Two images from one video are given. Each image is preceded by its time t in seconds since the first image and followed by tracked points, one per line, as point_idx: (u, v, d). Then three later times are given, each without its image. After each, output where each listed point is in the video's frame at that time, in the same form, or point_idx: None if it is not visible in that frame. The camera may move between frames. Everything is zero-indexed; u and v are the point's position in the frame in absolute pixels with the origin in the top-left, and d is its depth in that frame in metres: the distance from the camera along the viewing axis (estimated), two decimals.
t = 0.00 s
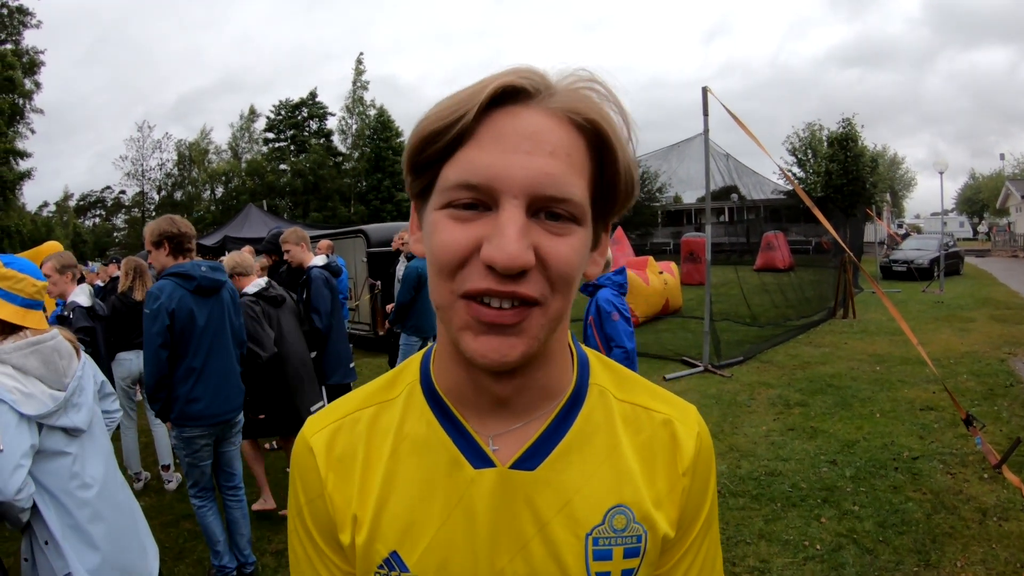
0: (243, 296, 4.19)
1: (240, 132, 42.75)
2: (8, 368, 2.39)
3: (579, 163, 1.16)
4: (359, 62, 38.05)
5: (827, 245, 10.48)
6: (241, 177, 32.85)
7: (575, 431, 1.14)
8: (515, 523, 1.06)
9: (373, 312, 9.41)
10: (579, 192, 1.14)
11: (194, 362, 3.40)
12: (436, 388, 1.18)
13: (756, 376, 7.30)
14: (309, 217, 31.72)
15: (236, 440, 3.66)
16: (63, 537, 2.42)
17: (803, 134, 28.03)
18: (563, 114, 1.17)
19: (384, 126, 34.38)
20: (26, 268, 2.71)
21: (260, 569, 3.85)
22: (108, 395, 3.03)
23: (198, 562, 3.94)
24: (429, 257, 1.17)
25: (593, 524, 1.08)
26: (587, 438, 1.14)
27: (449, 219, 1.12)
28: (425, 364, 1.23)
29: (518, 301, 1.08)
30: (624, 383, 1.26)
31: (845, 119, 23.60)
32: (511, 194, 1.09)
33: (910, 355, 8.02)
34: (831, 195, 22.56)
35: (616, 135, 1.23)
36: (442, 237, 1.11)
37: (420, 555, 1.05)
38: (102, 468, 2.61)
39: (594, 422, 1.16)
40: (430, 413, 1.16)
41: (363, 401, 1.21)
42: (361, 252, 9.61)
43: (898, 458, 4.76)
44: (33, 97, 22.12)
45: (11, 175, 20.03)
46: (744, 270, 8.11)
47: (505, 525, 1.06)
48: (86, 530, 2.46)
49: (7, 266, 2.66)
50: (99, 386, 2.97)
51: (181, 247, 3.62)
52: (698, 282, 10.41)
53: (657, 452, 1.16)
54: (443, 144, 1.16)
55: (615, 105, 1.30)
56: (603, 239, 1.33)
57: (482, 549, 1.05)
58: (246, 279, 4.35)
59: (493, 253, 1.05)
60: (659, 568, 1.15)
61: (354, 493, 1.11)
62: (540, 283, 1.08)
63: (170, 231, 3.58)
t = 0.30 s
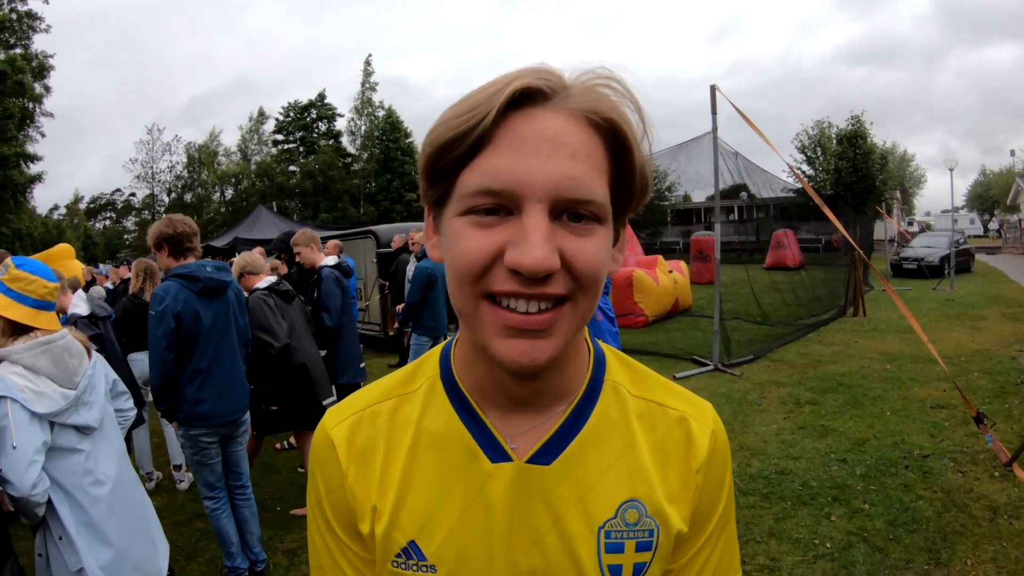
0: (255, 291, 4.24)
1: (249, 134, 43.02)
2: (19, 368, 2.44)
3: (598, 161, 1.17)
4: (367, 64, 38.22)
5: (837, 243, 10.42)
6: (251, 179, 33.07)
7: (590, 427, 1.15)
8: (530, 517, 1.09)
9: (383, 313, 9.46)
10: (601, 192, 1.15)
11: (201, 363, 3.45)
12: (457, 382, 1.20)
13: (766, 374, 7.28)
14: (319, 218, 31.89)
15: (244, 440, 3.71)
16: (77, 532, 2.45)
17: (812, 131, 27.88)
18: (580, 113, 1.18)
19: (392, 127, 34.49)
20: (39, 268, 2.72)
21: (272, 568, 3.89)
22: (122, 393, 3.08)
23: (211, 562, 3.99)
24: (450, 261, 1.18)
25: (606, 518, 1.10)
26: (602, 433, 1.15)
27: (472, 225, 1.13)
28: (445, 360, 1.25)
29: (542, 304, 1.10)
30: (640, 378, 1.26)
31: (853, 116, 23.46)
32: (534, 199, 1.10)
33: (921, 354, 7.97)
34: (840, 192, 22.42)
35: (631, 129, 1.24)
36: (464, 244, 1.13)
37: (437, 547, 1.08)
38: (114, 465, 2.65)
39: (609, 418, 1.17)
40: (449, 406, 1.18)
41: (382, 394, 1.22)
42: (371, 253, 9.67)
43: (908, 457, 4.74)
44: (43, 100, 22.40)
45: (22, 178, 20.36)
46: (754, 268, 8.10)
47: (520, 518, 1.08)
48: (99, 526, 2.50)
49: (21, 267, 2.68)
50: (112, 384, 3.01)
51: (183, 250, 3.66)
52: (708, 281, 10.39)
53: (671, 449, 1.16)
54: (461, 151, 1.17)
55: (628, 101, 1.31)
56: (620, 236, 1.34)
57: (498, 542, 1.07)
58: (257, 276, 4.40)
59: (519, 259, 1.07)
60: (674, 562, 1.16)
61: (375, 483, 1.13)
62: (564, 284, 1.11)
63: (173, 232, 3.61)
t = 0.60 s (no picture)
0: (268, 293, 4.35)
1: (262, 139, 43.43)
2: (43, 373, 2.47)
3: (579, 162, 1.22)
4: (379, 67, 38.45)
5: (851, 240, 10.35)
6: (264, 183, 33.40)
7: (591, 394, 1.19)
8: (540, 477, 1.12)
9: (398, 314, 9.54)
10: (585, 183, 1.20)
11: (218, 368, 3.52)
12: (473, 359, 1.24)
13: (780, 372, 7.26)
14: (332, 222, 32.14)
15: (263, 442, 3.78)
16: (109, 526, 2.53)
17: (825, 127, 27.66)
18: (560, 118, 1.22)
19: (404, 130, 34.66)
20: (64, 280, 2.80)
21: (292, 566, 3.97)
22: (145, 391, 3.15)
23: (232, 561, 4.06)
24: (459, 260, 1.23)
25: (609, 475, 1.13)
26: (602, 401, 1.19)
27: (473, 223, 1.18)
28: (461, 342, 1.29)
29: (540, 281, 1.15)
30: (636, 357, 1.29)
31: (866, 112, 23.25)
32: (525, 195, 1.15)
33: (935, 350, 7.90)
34: (853, 189, 22.22)
35: (603, 137, 1.27)
36: (468, 240, 1.18)
37: (456, 506, 1.11)
38: (140, 460, 2.72)
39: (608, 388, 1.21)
40: (467, 380, 1.22)
41: (403, 376, 1.26)
42: (386, 255, 9.76)
43: (922, 453, 4.71)
44: (56, 108, 22.83)
45: (38, 185, 20.78)
46: (767, 266, 8.16)
47: (531, 478, 1.12)
48: (129, 518, 2.58)
49: (46, 278, 2.77)
50: (134, 383, 3.08)
51: (192, 259, 3.70)
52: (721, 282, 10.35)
53: (666, 415, 1.19)
54: (462, 164, 1.21)
55: (600, 111, 1.34)
56: (603, 220, 1.37)
57: (511, 501, 1.11)
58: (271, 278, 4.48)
59: (515, 244, 1.12)
60: (670, 525, 1.19)
61: (399, 452, 1.17)
62: (559, 264, 1.15)
63: (186, 240, 3.67)
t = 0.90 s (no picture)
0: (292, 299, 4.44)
1: (279, 144, 43.95)
2: (81, 372, 2.57)
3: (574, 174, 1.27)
4: (393, 71, 38.74)
5: (868, 237, 10.26)
6: (281, 187, 33.79)
7: (593, 372, 1.24)
8: (550, 446, 1.18)
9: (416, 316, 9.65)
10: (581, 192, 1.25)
11: (243, 371, 3.62)
12: (491, 345, 1.29)
13: (796, 369, 7.24)
14: (349, 224, 32.43)
15: (288, 441, 3.86)
16: (146, 518, 2.62)
17: (840, 123, 27.40)
18: (556, 137, 1.28)
19: (418, 133, 34.88)
20: (98, 283, 2.90)
21: (318, 561, 4.07)
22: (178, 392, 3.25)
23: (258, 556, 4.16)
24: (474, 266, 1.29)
25: (610, 444, 1.19)
26: (603, 378, 1.24)
27: (484, 232, 1.24)
28: (480, 332, 1.34)
29: (545, 277, 1.21)
30: (635, 341, 1.34)
31: (881, 107, 23.01)
32: (529, 204, 1.21)
33: (952, 346, 7.83)
34: (869, 185, 21.99)
35: (594, 152, 1.33)
36: (480, 249, 1.24)
37: (480, 473, 1.17)
38: (173, 457, 2.82)
39: (608, 368, 1.26)
40: (485, 363, 1.27)
41: (427, 365, 1.31)
42: (403, 257, 9.88)
43: (936, 448, 4.69)
44: (73, 116, 23.34)
45: (57, 193, 21.26)
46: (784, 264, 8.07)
47: (543, 448, 1.18)
48: (164, 511, 2.68)
49: (82, 282, 2.86)
50: (167, 384, 3.18)
51: (216, 263, 3.80)
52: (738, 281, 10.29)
53: (659, 390, 1.24)
54: (473, 183, 1.27)
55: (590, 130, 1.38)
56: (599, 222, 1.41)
57: (526, 469, 1.17)
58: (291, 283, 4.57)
59: (522, 247, 1.18)
60: (667, 490, 1.23)
61: (429, 427, 1.23)
62: (562, 264, 1.21)
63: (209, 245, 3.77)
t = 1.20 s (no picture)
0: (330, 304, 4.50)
1: (299, 148, 44.48)
2: (124, 371, 2.69)
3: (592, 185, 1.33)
4: (411, 75, 39.04)
5: (887, 237, 10.15)
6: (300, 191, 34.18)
7: (610, 364, 1.30)
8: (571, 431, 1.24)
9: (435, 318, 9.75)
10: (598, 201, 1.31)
11: (270, 371, 3.72)
12: (517, 341, 1.34)
13: (815, 370, 7.21)
14: (368, 227, 32.73)
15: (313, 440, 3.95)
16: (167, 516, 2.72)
17: (860, 123, 27.09)
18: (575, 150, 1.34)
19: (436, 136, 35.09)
20: (138, 279, 2.97)
21: (341, 556, 4.16)
22: (217, 394, 3.36)
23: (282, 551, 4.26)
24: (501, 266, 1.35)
25: (624, 429, 1.24)
26: (618, 369, 1.29)
27: (510, 234, 1.29)
28: (508, 329, 1.39)
29: (564, 273, 1.26)
30: (647, 334, 1.39)
31: (900, 106, 22.71)
32: (551, 207, 1.26)
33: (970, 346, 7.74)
34: (888, 186, 21.70)
35: (609, 165, 1.39)
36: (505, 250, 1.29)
37: (509, 456, 1.23)
38: (202, 461, 2.91)
39: (622, 360, 1.31)
40: (512, 357, 1.33)
41: (458, 359, 1.36)
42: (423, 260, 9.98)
43: (951, 448, 4.65)
44: (94, 122, 23.83)
45: (80, 197, 21.69)
46: (803, 265, 8.02)
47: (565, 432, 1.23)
48: (186, 512, 2.77)
49: (123, 279, 2.93)
50: (208, 385, 3.30)
51: (245, 266, 3.90)
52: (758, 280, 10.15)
53: (669, 381, 1.29)
54: (500, 193, 1.33)
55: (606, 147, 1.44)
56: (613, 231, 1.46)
57: (549, 451, 1.22)
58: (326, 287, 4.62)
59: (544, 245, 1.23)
60: (676, 472, 1.28)
61: (462, 414, 1.29)
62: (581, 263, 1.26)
63: (238, 250, 3.88)
